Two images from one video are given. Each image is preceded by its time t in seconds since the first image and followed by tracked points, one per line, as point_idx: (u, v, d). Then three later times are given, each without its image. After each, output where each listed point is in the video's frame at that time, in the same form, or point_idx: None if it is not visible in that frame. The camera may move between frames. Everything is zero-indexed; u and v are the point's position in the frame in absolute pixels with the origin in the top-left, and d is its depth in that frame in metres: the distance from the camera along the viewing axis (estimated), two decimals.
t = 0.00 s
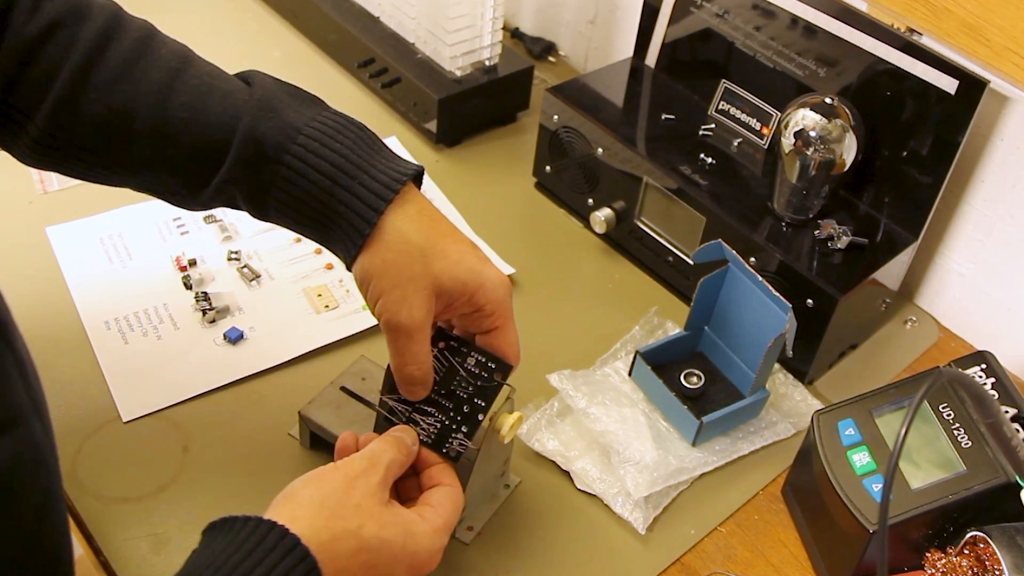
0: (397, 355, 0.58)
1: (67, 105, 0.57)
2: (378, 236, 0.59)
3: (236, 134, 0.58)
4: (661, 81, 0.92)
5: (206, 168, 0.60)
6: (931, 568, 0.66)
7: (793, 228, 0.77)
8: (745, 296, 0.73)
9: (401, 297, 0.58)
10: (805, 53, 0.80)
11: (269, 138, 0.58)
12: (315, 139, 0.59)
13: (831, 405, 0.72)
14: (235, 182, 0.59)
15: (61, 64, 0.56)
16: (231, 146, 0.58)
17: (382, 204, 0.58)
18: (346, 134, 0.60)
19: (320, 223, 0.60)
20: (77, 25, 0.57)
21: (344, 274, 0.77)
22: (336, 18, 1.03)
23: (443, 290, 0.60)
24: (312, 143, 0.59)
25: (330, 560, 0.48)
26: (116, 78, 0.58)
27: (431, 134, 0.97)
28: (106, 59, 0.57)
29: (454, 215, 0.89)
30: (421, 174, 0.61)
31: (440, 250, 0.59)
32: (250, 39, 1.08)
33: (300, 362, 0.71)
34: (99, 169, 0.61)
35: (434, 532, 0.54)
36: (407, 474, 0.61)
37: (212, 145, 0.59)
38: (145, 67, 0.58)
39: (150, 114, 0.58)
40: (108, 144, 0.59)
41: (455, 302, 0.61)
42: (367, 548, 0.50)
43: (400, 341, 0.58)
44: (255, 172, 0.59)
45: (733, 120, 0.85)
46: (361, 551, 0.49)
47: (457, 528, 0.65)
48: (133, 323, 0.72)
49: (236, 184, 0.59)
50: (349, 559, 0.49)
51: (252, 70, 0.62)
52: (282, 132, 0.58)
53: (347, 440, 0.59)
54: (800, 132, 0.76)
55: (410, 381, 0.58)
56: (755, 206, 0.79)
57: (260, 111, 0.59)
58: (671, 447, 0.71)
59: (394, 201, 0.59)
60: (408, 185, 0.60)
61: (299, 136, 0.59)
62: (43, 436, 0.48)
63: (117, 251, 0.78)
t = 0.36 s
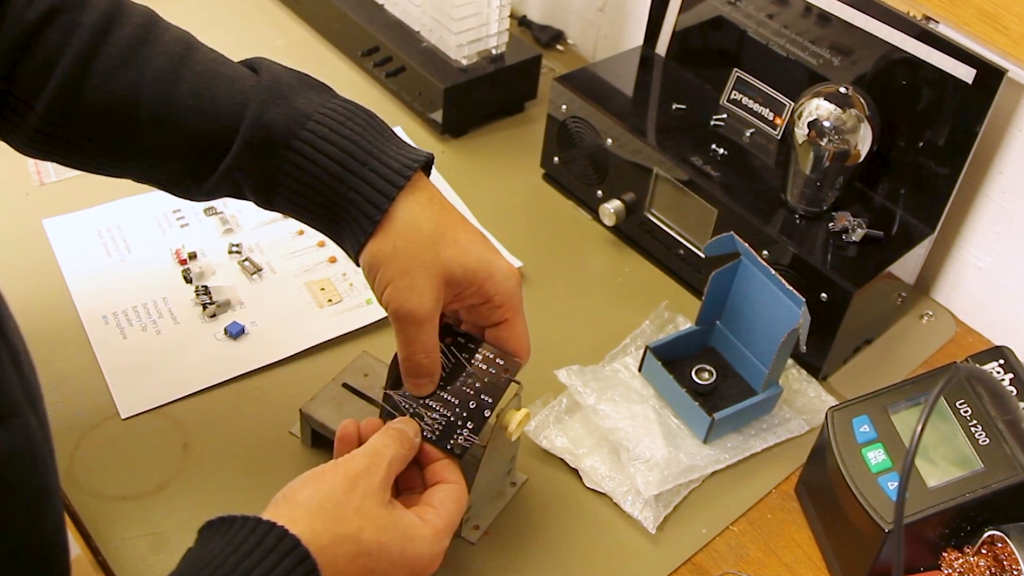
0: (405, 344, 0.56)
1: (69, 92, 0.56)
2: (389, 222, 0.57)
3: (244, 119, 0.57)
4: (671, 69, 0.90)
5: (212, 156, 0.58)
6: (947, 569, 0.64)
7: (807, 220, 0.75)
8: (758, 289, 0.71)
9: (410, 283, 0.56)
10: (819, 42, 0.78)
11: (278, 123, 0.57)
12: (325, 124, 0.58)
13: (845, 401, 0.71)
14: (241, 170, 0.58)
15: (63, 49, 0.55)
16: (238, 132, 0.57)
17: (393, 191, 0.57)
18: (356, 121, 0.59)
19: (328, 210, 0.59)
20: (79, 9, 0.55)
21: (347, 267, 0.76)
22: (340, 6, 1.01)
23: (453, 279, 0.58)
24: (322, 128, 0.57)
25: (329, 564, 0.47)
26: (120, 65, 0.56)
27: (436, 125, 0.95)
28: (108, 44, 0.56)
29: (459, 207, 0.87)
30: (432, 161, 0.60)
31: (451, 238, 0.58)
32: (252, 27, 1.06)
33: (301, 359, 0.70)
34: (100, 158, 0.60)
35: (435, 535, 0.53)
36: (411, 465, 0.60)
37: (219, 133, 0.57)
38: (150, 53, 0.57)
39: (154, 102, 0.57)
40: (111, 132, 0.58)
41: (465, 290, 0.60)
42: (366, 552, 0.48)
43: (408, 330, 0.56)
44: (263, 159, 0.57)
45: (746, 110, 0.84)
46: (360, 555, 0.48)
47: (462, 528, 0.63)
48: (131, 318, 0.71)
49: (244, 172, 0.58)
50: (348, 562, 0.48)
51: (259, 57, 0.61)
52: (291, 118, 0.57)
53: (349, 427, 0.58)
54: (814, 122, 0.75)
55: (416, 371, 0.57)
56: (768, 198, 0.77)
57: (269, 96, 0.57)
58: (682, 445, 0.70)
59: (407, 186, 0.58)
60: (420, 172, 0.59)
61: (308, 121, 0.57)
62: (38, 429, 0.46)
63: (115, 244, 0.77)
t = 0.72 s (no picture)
0: (407, 348, 0.55)
1: (63, 85, 0.55)
2: (388, 222, 0.56)
3: (238, 116, 0.56)
4: (681, 59, 0.89)
5: (207, 153, 0.57)
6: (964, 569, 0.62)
7: (820, 213, 0.74)
8: (768, 284, 0.70)
9: (407, 284, 0.55)
10: (833, 30, 0.77)
11: (274, 120, 0.55)
12: (322, 121, 0.56)
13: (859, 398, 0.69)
14: (237, 169, 0.57)
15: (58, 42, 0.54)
16: (233, 130, 0.56)
17: (392, 191, 0.56)
18: (354, 117, 0.57)
19: (327, 210, 0.58)
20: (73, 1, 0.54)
21: (350, 261, 0.75)
22: None
23: (453, 280, 0.57)
24: (318, 126, 0.56)
25: (326, 567, 0.46)
26: (116, 59, 0.55)
27: (442, 115, 0.94)
28: (104, 35, 0.55)
29: (465, 200, 0.86)
30: (432, 157, 0.58)
31: (450, 237, 0.57)
32: (255, 17, 1.05)
33: (303, 355, 0.69)
34: (93, 153, 0.58)
35: (437, 536, 0.52)
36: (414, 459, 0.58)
37: (216, 130, 0.56)
38: (146, 47, 0.56)
39: (150, 97, 0.55)
40: (105, 125, 0.57)
41: (467, 292, 0.58)
42: (363, 558, 0.48)
43: (408, 334, 0.55)
44: (258, 157, 0.56)
45: (757, 100, 0.82)
46: (358, 560, 0.47)
47: (469, 528, 0.62)
48: (130, 313, 0.70)
49: (240, 170, 0.57)
50: (345, 568, 0.47)
51: (254, 51, 0.60)
52: (288, 115, 0.56)
53: (351, 424, 0.57)
54: (827, 112, 0.73)
55: (419, 375, 0.55)
56: (780, 189, 0.75)
57: (266, 91, 0.56)
58: (692, 442, 0.68)
59: (405, 185, 0.56)
60: (419, 170, 0.57)
61: (305, 118, 0.56)
62: (36, 426, 0.45)
63: (114, 237, 0.75)
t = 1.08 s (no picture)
0: (412, 343, 0.53)
1: (55, 81, 0.53)
2: (388, 216, 0.55)
3: (234, 111, 0.54)
4: (691, 49, 0.87)
5: (202, 148, 0.56)
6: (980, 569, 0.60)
7: (832, 206, 0.72)
8: (779, 279, 0.69)
9: (412, 277, 0.54)
10: (846, 20, 0.75)
11: (270, 115, 0.54)
12: (319, 115, 0.55)
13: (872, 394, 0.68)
14: (233, 164, 0.56)
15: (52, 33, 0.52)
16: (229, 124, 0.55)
17: (391, 185, 0.55)
18: (351, 111, 0.56)
19: (325, 206, 0.57)
20: None
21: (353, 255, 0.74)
22: None
23: (459, 272, 0.56)
24: (315, 120, 0.55)
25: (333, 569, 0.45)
26: (108, 54, 0.54)
27: (446, 107, 0.93)
28: (99, 27, 0.54)
29: (470, 192, 0.85)
30: (431, 151, 0.57)
31: (454, 228, 0.56)
32: (258, 7, 1.04)
33: (305, 351, 0.68)
34: (86, 150, 0.57)
35: (448, 536, 0.51)
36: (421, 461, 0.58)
37: (209, 125, 0.55)
38: (139, 41, 0.54)
39: (143, 93, 0.54)
40: (99, 120, 0.55)
41: (473, 284, 0.57)
42: (371, 558, 0.46)
43: (413, 327, 0.54)
44: (253, 152, 0.55)
45: (768, 91, 0.80)
46: (365, 560, 0.46)
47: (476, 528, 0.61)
48: (129, 307, 0.69)
49: (235, 166, 0.56)
50: (352, 568, 0.46)
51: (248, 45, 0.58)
52: (284, 109, 0.55)
53: (359, 429, 0.56)
54: (840, 104, 0.71)
55: (423, 374, 0.54)
56: (791, 182, 0.74)
57: (262, 85, 0.55)
58: (703, 440, 0.67)
59: (405, 179, 0.55)
60: (417, 163, 0.57)
61: (301, 112, 0.55)
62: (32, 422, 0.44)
63: (112, 230, 0.75)
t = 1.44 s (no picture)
0: (411, 346, 0.53)
1: (46, 76, 0.52)
2: (385, 216, 0.54)
3: (229, 109, 0.54)
4: (699, 40, 0.86)
5: (196, 145, 0.55)
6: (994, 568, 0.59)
7: (843, 200, 0.71)
8: (788, 274, 0.67)
9: (411, 279, 0.53)
10: (857, 11, 0.74)
11: (265, 113, 0.54)
12: (315, 114, 0.54)
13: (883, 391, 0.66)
14: (229, 161, 0.55)
15: (46, 24, 0.52)
16: (223, 122, 0.54)
17: (388, 184, 0.54)
18: (348, 108, 0.55)
19: (322, 205, 0.56)
20: None
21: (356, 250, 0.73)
22: None
23: (459, 272, 0.55)
24: (312, 118, 0.54)
25: (334, 566, 0.44)
26: (102, 47, 0.53)
27: (451, 99, 0.91)
28: (93, 19, 0.53)
29: (475, 186, 0.84)
30: (430, 149, 0.56)
31: (454, 228, 0.55)
32: None
33: (307, 347, 0.67)
34: (80, 146, 0.56)
35: (451, 534, 0.50)
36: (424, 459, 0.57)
37: (204, 122, 0.54)
38: (132, 37, 0.54)
39: (135, 88, 0.53)
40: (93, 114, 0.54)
41: (474, 283, 0.56)
42: (374, 554, 0.46)
43: (412, 330, 0.53)
44: (249, 149, 0.54)
45: (777, 83, 0.79)
46: (368, 557, 0.45)
47: (481, 528, 0.60)
48: (129, 303, 0.68)
49: (230, 164, 0.55)
50: (356, 565, 0.45)
51: (243, 41, 0.57)
52: (279, 106, 0.54)
53: (361, 425, 0.55)
54: (850, 96, 0.70)
55: (424, 376, 0.53)
56: (801, 175, 0.73)
57: (257, 83, 0.54)
58: (711, 438, 0.66)
59: (403, 179, 0.54)
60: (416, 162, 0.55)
61: (297, 110, 0.54)
62: (26, 419, 0.43)
63: (111, 225, 0.74)
